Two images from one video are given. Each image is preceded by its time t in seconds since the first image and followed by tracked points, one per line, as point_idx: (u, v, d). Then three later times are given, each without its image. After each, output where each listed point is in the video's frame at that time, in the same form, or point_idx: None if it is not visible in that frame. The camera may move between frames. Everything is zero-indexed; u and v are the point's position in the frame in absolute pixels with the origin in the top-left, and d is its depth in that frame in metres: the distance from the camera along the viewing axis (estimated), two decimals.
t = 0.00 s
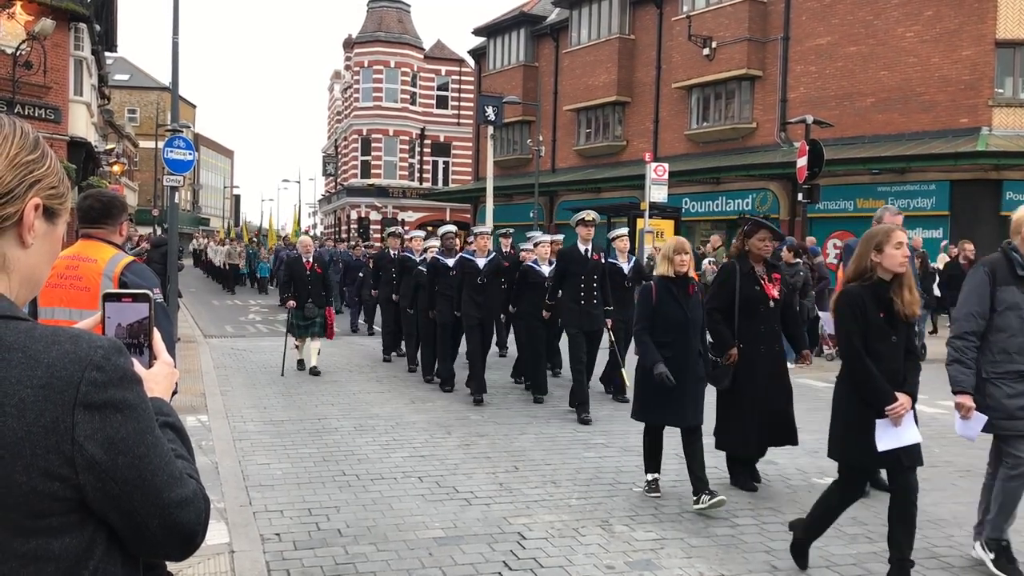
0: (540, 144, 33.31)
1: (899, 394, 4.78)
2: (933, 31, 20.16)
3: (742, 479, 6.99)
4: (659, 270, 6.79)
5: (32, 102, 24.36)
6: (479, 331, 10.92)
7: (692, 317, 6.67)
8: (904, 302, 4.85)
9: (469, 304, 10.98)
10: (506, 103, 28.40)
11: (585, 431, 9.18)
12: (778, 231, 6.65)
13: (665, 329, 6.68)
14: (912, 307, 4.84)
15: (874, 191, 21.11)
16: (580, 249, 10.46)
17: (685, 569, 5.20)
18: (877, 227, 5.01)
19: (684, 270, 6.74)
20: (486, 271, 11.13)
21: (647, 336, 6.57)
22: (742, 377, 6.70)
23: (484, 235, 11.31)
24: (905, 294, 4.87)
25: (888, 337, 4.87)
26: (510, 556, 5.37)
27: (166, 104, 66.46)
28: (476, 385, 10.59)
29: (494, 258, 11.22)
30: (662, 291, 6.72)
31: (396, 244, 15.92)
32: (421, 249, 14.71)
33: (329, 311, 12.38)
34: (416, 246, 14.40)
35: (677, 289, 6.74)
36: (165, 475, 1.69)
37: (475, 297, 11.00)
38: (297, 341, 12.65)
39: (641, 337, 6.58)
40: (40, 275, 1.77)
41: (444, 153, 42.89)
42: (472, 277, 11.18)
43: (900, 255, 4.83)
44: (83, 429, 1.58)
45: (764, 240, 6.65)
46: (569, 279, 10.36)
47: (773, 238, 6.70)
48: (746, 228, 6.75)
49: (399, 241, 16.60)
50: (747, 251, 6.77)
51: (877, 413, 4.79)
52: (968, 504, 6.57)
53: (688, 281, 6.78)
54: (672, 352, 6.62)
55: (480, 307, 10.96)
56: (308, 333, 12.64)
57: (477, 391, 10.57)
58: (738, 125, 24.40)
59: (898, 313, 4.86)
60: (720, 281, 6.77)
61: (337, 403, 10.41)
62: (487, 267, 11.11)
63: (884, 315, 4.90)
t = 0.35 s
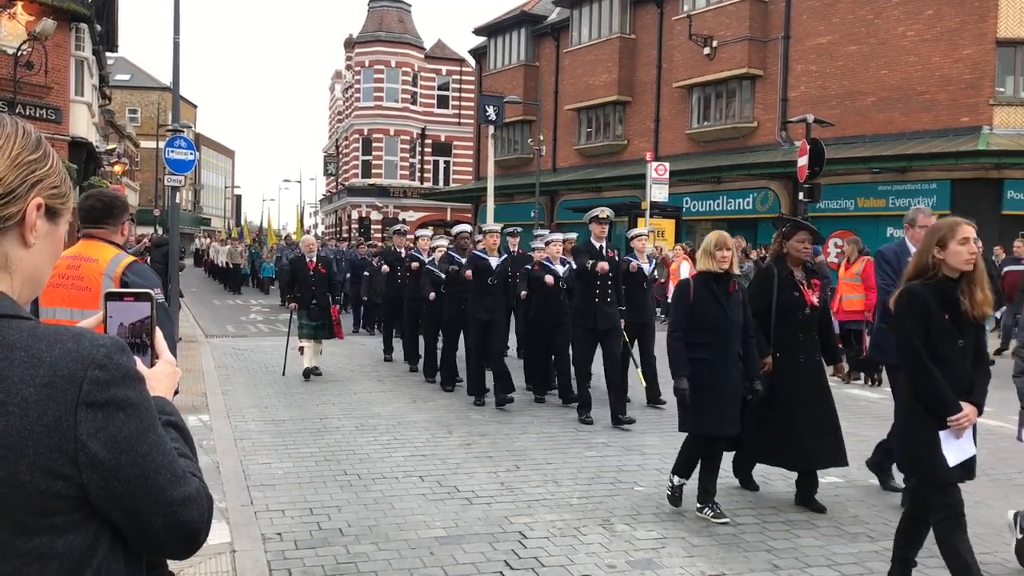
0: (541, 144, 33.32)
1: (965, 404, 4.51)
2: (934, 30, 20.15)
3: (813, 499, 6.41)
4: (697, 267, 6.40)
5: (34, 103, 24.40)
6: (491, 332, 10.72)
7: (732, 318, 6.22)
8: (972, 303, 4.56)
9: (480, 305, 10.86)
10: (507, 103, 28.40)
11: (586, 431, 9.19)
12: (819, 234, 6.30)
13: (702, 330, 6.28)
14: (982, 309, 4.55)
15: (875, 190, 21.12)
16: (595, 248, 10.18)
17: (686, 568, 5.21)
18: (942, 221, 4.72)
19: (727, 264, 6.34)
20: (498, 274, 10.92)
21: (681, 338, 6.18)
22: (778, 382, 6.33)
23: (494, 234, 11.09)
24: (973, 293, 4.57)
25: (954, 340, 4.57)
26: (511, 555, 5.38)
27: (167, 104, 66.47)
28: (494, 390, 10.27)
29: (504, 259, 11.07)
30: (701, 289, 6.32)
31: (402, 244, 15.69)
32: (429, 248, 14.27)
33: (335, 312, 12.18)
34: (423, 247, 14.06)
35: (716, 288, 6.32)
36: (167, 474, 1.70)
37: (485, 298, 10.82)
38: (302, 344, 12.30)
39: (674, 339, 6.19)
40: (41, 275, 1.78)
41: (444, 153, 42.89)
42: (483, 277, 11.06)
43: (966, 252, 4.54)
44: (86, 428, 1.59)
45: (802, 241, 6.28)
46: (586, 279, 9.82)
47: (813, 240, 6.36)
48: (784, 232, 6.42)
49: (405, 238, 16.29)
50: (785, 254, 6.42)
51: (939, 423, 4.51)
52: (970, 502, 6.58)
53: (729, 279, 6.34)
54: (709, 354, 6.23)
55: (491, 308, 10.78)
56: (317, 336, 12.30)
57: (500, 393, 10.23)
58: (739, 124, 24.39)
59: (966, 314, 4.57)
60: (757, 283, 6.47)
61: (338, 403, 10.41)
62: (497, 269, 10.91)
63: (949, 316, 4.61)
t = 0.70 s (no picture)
0: (542, 143, 33.30)
1: None
2: (936, 29, 20.11)
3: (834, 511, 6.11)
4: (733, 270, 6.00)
5: (34, 102, 24.41)
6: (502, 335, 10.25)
7: (771, 326, 5.83)
8: None
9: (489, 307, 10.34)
10: (508, 102, 28.38)
11: (587, 430, 9.16)
12: (855, 226, 6.16)
13: (737, 338, 5.89)
14: None
15: (877, 189, 21.08)
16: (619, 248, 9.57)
17: (688, 567, 5.20)
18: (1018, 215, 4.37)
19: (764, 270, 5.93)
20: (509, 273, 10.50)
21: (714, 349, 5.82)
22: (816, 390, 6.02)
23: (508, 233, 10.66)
24: None
25: None
26: (513, 554, 5.36)
27: (168, 103, 66.48)
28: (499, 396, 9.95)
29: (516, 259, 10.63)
30: (736, 296, 5.91)
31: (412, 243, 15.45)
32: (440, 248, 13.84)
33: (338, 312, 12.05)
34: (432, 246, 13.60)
35: (753, 293, 5.91)
36: (170, 472, 1.68)
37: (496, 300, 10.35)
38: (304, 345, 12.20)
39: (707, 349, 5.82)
40: (43, 273, 1.76)
41: (445, 152, 42.87)
42: (494, 278, 10.58)
43: None
44: (89, 425, 1.58)
45: (839, 236, 6.17)
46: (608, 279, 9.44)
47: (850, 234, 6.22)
48: (820, 223, 6.28)
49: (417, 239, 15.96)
50: (820, 248, 6.28)
51: None
52: (973, 500, 6.57)
53: (766, 283, 5.92)
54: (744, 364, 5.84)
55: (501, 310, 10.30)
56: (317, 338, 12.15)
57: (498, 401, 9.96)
58: (740, 122, 24.36)
59: None
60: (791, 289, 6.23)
61: (339, 402, 10.38)
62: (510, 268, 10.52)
63: None
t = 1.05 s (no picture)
0: (543, 143, 33.32)
1: None
2: (937, 28, 20.11)
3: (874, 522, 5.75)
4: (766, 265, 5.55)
5: (35, 101, 24.43)
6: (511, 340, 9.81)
7: (817, 323, 5.47)
8: None
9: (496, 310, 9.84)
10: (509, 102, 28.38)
11: (587, 430, 9.17)
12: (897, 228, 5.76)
13: (780, 338, 5.49)
14: None
15: (878, 188, 21.05)
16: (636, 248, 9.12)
17: (688, 567, 5.20)
18: None
19: (799, 266, 5.51)
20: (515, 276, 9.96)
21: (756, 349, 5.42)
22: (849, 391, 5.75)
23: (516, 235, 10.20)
24: None
25: None
26: (513, 554, 5.37)
27: (169, 102, 66.51)
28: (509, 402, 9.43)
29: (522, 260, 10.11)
30: (774, 293, 5.51)
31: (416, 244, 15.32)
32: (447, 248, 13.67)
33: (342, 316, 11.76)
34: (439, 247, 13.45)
35: (792, 290, 5.51)
36: (171, 472, 1.69)
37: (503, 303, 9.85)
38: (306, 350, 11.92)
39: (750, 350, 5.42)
40: (44, 273, 1.77)
41: (446, 152, 42.87)
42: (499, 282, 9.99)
43: None
44: (89, 425, 1.58)
45: (879, 239, 5.76)
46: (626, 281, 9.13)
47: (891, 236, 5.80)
48: (857, 224, 5.88)
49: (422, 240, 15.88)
50: (859, 252, 5.88)
51: None
52: (973, 501, 6.57)
53: (805, 279, 5.53)
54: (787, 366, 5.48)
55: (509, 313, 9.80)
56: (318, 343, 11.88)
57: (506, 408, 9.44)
58: (741, 122, 24.36)
59: None
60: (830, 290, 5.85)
61: (339, 402, 10.37)
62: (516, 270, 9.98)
63: None
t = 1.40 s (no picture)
0: (543, 143, 33.33)
1: None
2: (937, 29, 20.11)
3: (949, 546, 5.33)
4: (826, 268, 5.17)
5: (36, 101, 24.43)
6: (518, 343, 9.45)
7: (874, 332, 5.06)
8: None
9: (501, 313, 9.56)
10: (509, 101, 28.36)
11: (587, 430, 9.17)
12: (947, 227, 5.35)
13: (835, 348, 5.10)
14: None
15: (878, 189, 21.06)
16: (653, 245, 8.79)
17: (688, 567, 5.21)
18: None
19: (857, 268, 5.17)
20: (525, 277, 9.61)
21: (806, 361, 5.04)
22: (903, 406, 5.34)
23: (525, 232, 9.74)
24: None
25: None
26: (513, 554, 5.37)
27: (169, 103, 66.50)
28: (519, 407, 9.27)
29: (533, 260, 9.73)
30: (829, 298, 5.14)
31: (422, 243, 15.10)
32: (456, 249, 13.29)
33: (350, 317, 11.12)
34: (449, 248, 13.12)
35: (848, 295, 5.13)
36: (170, 472, 1.69)
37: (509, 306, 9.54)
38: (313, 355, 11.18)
39: (802, 363, 5.03)
40: (42, 275, 1.77)
41: (446, 152, 42.87)
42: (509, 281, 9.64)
43: None
44: (87, 426, 1.58)
45: (926, 239, 5.36)
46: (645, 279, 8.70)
47: (940, 236, 5.39)
48: (903, 223, 5.47)
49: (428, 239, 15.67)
50: (905, 252, 5.49)
51: None
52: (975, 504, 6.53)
53: (862, 285, 5.17)
54: (842, 380, 5.09)
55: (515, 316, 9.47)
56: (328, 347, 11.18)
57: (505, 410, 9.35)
58: (741, 122, 24.36)
59: None
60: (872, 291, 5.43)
61: (339, 402, 10.38)
62: (526, 271, 9.63)
63: None
